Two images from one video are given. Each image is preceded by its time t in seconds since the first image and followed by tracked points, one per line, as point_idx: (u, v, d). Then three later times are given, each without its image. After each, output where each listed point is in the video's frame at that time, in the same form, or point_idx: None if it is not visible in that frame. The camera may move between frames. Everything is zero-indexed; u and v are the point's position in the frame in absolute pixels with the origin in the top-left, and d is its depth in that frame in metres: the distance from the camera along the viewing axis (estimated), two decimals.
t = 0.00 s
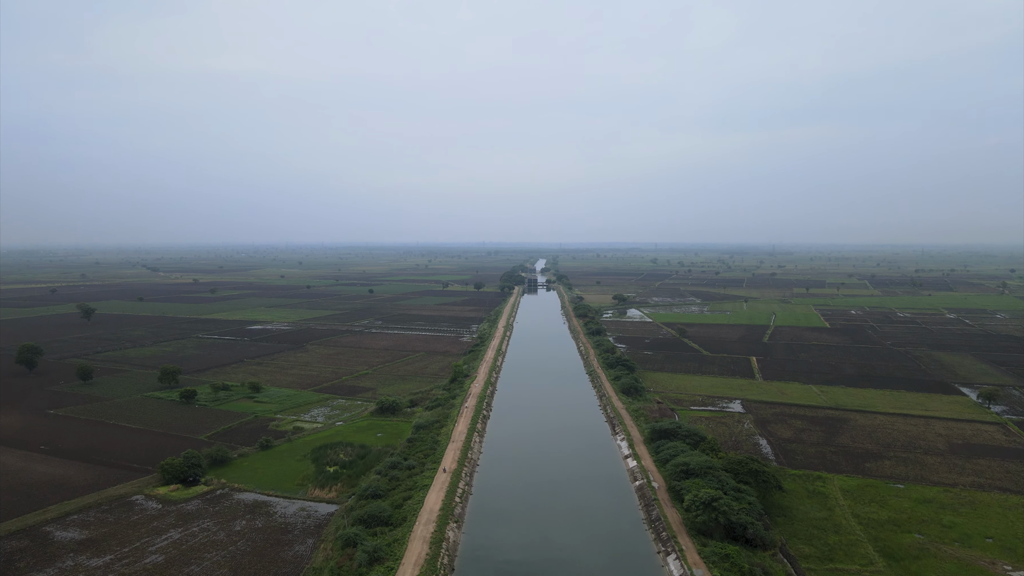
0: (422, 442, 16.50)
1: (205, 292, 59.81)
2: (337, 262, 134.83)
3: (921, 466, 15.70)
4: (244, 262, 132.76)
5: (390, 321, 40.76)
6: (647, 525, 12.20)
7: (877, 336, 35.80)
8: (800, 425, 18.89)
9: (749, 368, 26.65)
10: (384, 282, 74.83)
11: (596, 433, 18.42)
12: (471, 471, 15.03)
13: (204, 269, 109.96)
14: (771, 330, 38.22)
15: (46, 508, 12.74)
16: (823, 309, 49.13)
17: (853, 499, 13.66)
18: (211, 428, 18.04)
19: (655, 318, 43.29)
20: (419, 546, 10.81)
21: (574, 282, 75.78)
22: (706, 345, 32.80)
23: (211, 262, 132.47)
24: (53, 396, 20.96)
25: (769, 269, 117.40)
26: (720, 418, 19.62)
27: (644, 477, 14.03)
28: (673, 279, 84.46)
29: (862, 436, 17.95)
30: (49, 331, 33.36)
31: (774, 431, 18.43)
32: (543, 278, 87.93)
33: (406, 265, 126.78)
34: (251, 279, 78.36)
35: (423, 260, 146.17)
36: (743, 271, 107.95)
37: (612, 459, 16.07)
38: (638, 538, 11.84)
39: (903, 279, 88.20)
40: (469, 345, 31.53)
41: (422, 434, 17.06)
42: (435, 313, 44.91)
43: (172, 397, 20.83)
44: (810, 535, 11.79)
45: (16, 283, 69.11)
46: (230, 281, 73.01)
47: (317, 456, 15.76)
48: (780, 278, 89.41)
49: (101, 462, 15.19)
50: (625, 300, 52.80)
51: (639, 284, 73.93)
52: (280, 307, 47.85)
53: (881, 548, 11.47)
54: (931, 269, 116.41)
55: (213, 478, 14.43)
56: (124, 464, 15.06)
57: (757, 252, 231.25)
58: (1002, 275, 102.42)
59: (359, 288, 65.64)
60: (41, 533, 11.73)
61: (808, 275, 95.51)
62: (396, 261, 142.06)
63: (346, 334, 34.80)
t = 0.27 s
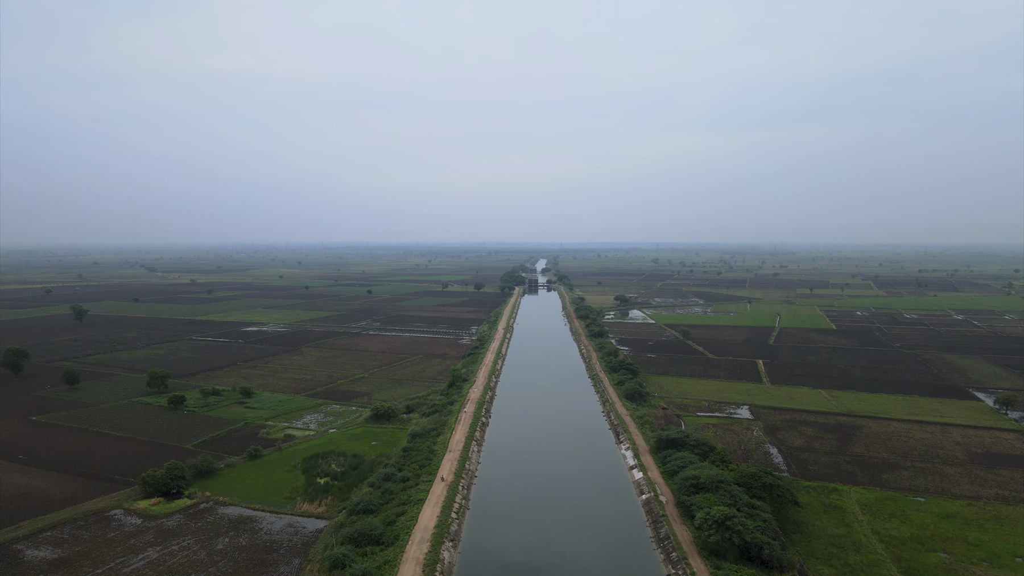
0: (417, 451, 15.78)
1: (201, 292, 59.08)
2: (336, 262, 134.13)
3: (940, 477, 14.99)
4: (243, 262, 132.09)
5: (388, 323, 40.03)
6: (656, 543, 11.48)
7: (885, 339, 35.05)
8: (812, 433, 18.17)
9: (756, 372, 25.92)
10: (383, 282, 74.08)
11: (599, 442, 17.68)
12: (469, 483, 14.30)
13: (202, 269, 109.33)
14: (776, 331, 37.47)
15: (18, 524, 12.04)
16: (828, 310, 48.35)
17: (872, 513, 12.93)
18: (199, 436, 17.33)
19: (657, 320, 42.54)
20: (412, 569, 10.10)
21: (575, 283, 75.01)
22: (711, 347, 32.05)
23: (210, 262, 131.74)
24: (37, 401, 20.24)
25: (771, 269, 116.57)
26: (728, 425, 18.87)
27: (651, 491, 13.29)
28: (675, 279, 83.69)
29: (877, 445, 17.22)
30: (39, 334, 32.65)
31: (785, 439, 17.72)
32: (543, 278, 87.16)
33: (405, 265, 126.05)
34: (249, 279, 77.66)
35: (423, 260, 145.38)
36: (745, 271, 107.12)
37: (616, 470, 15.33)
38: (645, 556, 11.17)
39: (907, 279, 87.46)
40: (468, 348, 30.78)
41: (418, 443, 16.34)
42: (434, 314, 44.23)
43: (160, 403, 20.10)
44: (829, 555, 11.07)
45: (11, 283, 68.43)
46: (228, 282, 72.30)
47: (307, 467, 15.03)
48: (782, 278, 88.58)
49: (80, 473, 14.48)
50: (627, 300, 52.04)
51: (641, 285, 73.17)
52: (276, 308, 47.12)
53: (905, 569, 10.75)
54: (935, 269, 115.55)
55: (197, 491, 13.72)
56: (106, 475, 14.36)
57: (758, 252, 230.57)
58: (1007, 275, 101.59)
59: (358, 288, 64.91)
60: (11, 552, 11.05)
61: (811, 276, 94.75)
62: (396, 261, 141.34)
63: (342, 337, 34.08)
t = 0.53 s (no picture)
0: (412, 461, 15.05)
1: (198, 293, 58.42)
2: (336, 262, 133.55)
3: (963, 489, 14.24)
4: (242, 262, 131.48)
5: (386, 324, 39.31)
6: (665, 564, 10.75)
7: (893, 340, 34.30)
8: (824, 440, 17.44)
9: (763, 376, 25.17)
10: (382, 282, 73.37)
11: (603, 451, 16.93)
12: (466, 496, 13.56)
13: (201, 269, 108.75)
14: (782, 333, 36.71)
15: None
16: (833, 311, 47.55)
17: (893, 530, 12.18)
18: (185, 444, 16.62)
19: (660, 321, 41.79)
20: None
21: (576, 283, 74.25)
22: (715, 350, 31.31)
23: (209, 263, 131.13)
24: (19, 407, 19.50)
25: (773, 269, 115.78)
26: (736, 433, 18.13)
27: (659, 506, 12.52)
28: (677, 280, 83.00)
29: (893, 454, 16.48)
30: (29, 336, 31.94)
31: (797, 448, 16.97)
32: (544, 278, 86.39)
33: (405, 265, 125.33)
34: (247, 280, 77.08)
35: (423, 260, 144.67)
36: (747, 271, 106.29)
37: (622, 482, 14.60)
38: None
39: (911, 279, 86.83)
40: (467, 350, 30.05)
41: (413, 452, 15.60)
42: (433, 315, 43.52)
43: (147, 409, 19.36)
44: None
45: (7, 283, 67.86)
46: (225, 282, 71.63)
47: (297, 478, 14.30)
48: (785, 278, 87.76)
49: (58, 486, 13.76)
50: (629, 301, 51.28)
51: (642, 285, 72.42)
52: (273, 309, 46.41)
53: None
54: (939, 269, 114.67)
55: (180, 505, 13.01)
56: (84, 488, 13.65)
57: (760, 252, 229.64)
58: (1011, 275, 100.79)
59: (357, 289, 64.22)
60: None
61: (814, 276, 93.96)
62: (396, 261, 140.65)
63: (339, 339, 33.36)
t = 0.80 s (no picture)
0: (407, 473, 14.34)
1: (195, 293, 57.74)
2: (336, 262, 132.78)
3: (985, 502, 13.54)
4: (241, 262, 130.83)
5: (384, 325, 38.62)
6: None
7: (901, 343, 33.55)
8: (837, 449, 16.74)
9: (770, 380, 24.46)
10: (381, 283, 72.64)
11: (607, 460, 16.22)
12: (464, 511, 12.86)
13: (199, 268, 108.13)
14: (787, 335, 35.98)
15: None
16: (839, 312, 46.74)
17: (916, 548, 11.48)
18: (170, 454, 15.91)
19: (663, 322, 41.02)
20: None
21: (577, 283, 73.50)
22: (720, 352, 30.55)
23: (207, 262, 130.49)
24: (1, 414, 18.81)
25: (776, 269, 114.95)
26: (745, 442, 17.40)
27: (668, 522, 11.81)
28: (679, 280, 82.27)
29: (910, 464, 15.76)
30: (18, 338, 31.26)
31: (809, 457, 16.27)
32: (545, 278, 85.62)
33: (405, 265, 124.65)
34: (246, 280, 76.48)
35: (423, 260, 143.94)
36: (750, 271, 105.52)
37: (627, 494, 13.88)
38: None
39: (915, 279, 86.05)
40: (466, 353, 29.31)
41: (408, 462, 14.91)
42: (432, 316, 42.80)
43: (133, 415, 18.67)
44: None
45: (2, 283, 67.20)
46: (223, 282, 70.96)
47: (285, 491, 13.61)
48: (788, 278, 86.92)
49: (33, 499, 13.07)
50: (631, 302, 50.56)
51: (644, 285, 71.69)
52: (270, 309, 45.69)
53: None
54: (943, 269, 113.86)
55: (161, 520, 12.32)
56: (60, 502, 12.94)
57: (761, 251, 228.62)
58: (1016, 275, 99.97)
59: (355, 289, 63.49)
60: None
61: (817, 276, 93.13)
62: (396, 261, 139.94)
63: (335, 341, 32.64)
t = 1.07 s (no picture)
0: (401, 485, 13.59)
1: (192, 294, 57.05)
2: (335, 262, 132.16)
3: (1011, 517, 12.82)
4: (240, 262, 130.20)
5: (381, 327, 37.90)
6: None
7: (911, 345, 32.76)
8: (851, 458, 16.01)
9: (778, 384, 23.72)
10: (379, 283, 71.88)
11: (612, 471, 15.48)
12: (460, 528, 12.14)
13: (198, 268, 107.59)
14: (793, 336, 35.22)
15: None
16: (844, 313, 45.92)
17: (943, 569, 10.74)
18: (153, 464, 15.18)
19: (666, 324, 40.24)
20: None
21: (578, 283, 72.75)
22: (726, 355, 29.79)
23: (206, 262, 129.91)
24: None
25: (778, 269, 114.16)
26: (756, 450, 16.66)
27: (678, 541, 11.08)
28: (681, 280, 81.52)
29: (928, 475, 15.04)
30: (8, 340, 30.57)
31: (823, 467, 15.55)
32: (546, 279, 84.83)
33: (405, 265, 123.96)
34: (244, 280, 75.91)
35: (423, 260, 143.24)
36: (752, 271, 104.70)
37: (633, 509, 13.15)
38: None
39: (919, 279, 85.25)
40: (465, 356, 28.56)
41: (403, 474, 14.19)
42: (431, 317, 42.09)
43: (118, 422, 17.96)
44: None
45: None
46: (221, 283, 70.30)
47: (272, 505, 12.89)
48: (791, 279, 86.06)
49: (5, 514, 12.36)
50: (633, 303, 49.80)
51: (646, 286, 70.95)
52: (266, 310, 44.98)
53: None
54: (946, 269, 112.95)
55: (138, 538, 11.60)
56: (33, 518, 12.21)
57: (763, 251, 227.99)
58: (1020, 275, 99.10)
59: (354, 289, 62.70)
60: None
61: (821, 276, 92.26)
62: (395, 261, 139.27)
63: (331, 343, 31.91)
